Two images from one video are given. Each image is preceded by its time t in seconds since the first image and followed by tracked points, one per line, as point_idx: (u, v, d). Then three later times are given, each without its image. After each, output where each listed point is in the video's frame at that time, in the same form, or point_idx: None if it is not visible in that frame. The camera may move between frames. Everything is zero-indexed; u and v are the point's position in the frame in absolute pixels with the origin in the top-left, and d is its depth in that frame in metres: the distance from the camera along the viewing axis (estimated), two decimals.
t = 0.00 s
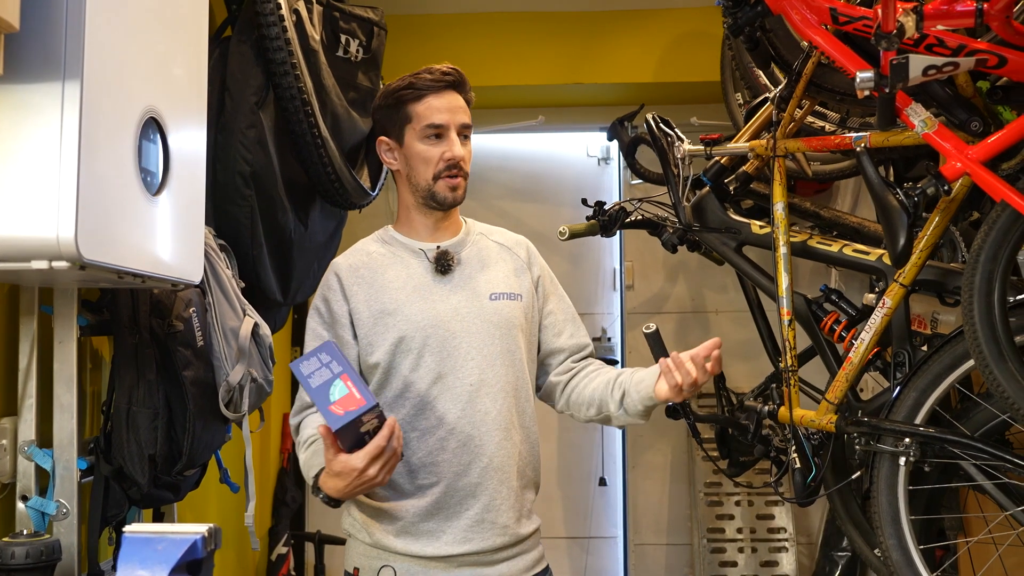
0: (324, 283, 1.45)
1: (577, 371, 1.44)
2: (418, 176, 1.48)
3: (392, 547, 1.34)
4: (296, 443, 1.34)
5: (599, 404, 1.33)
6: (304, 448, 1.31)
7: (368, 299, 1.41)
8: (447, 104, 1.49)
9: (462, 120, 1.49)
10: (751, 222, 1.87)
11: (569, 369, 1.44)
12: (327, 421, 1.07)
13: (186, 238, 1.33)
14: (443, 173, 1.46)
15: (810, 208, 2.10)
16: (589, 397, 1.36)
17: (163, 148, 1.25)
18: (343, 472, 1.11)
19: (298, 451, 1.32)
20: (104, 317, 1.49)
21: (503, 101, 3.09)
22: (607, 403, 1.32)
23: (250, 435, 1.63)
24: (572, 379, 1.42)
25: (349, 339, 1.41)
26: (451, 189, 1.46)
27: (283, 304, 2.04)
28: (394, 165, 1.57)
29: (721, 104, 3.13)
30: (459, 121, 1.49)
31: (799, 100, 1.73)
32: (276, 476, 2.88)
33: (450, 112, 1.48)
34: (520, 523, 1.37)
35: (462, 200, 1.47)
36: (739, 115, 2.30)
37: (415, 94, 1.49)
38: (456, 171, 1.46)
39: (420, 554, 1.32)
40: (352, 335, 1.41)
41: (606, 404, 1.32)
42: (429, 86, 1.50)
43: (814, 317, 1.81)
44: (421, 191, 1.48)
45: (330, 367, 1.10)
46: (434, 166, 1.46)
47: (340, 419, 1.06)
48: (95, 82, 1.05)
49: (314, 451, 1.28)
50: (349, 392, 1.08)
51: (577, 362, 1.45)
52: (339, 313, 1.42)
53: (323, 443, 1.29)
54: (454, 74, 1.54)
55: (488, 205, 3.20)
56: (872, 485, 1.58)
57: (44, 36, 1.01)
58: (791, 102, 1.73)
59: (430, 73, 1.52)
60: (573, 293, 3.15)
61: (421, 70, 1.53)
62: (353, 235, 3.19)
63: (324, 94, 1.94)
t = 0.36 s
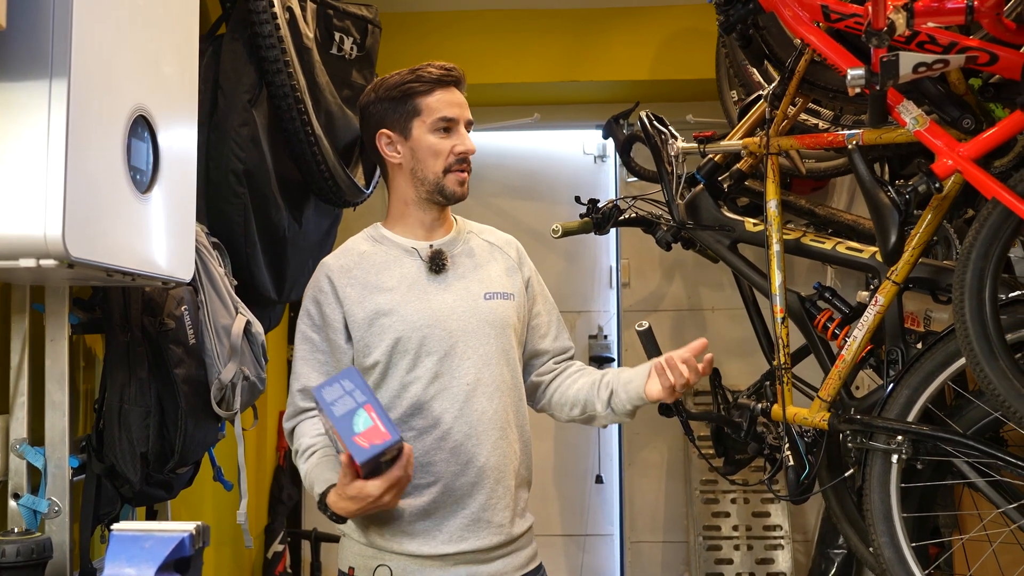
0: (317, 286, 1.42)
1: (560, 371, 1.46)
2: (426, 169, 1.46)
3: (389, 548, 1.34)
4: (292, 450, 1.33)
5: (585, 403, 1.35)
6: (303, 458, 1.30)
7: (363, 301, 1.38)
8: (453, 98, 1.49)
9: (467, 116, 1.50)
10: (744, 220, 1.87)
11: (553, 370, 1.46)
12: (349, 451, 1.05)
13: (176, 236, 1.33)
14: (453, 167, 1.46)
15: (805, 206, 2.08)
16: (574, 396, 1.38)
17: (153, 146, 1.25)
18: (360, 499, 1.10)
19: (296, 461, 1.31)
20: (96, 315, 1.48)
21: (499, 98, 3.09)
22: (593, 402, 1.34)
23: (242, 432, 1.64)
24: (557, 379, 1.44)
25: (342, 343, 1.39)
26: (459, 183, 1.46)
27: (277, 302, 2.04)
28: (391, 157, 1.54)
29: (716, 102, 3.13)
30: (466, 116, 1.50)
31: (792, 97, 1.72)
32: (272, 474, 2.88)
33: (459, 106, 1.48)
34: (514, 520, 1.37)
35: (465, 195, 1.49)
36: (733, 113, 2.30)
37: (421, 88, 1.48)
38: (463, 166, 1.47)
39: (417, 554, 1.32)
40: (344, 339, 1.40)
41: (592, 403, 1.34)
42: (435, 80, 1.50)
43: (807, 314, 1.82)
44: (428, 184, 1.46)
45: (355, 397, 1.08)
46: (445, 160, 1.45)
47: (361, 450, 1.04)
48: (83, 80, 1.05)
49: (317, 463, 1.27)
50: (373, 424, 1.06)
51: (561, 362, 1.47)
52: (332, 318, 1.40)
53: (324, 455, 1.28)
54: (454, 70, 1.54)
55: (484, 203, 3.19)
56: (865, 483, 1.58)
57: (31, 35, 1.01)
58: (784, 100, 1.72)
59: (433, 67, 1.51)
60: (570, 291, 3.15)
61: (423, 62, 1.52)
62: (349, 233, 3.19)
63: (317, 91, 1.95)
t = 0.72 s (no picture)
0: (321, 282, 1.41)
1: (552, 375, 1.47)
2: (408, 175, 1.46)
3: (397, 547, 1.33)
4: (314, 457, 1.29)
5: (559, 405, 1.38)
6: (330, 463, 1.26)
7: (370, 301, 1.38)
8: (437, 101, 1.48)
9: (452, 118, 1.48)
10: (747, 219, 1.87)
11: (546, 376, 1.48)
12: (436, 454, 1.17)
13: (178, 236, 1.33)
14: (433, 172, 1.44)
15: (808, 205, 2.08)
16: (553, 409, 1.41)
17: (153, 147, 1.25)
18: (425, 504, 1.16)
19: (320, 466, 1.27)
20: (99, 315, 1.49)
21: (502, 98, 3.09)
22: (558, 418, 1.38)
23: (245, 432, 1.64)
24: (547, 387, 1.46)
25: (350, 342, 1.37)
26: (441, 187, 1.44)
27: (281, 302, 2.04)
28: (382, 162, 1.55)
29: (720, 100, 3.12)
30: (450, 119, 1.47)
31: (794, 95, 1.72)
32: (277, 473, 2.89)
33: (440, 110, 1.47)
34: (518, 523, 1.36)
35: (452, 198, 1.46)
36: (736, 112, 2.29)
37: (405, 91, 1.47)
38: (445, 170, 1.45)
39: (425, 552, 1.32)
40: (353, 338, 1.38)
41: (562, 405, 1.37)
42: (419, 83, 1.48)
43: (810, 313, 1.81)
44: (410, 190, 1.47)
45: (439, 403, 1.21)
46: (423, 165, 1.45)
47: (448, 455, 1.17)
48: (84, 82, 1.05)
49: (348, 467, 1.24)
50: (456, 431, 1.20)
51: (556, 365, 1.48)
52: (341, 316, 1.38)
53: (354, 459, 1.25)
54: (446, 71, 1.52)
55: (489, 203, 3.19)
56: (867, 482, 1.57)
57: (32, 36, 1.02)
58: (786, 97, 1.73)
59: (420, 70, 1.50)
60: (574, 290, 3.14)
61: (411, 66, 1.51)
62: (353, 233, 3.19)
63: (321, 92, 1.95)
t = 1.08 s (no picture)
0: (323, 279, 1.43)
1: (585, 359, 1.41)
2: (401, 177, 1.47)
3: (394, 547, 1.33)
4: (304, 448, 1.30)
5: (611, 388, 1.31)
6: (318, 455, 1.27)
7: (368, 298, 1.39)
8: (427, 101, 1.47)
9: (440, 118, 1.46)
10: (753, 219, 1.86)
11: (576, 360, 1.42)
12: (410, 453, 1.15)
13: (183, 237, 1.34)
14: (421, 173, 1.44)
15: (814, 204, 2.07)
16: (600, 387, 1.33)
17: (158, 148, 1.26)
18: (399, 503, 1.15)
19: (309, 459, 1.28)
20: (105, 315, 1.50)
21: (509, 98, 3.09)
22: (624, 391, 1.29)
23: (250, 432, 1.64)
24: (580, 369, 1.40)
25: (349, 338, 1.38)
26: (430, 188, 1.44)
27: (288, 302, 2.05)
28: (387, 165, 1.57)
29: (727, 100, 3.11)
30: (438, 118, 1.46)
31: (801, 95, 1.71)
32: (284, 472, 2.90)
33: (427, 110, 1.46)
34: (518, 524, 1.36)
35: (445, 199, 1.45)
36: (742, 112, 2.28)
37: (396, 94, 1.48)
38: (434, 171, 1.44)
39: (422, 553, 1.32)
40: (351, 335, 1.39)
41: (619, 387, 1.30)
42: (410, 84, 1.48)
43: (815, 313, 1.81)
44: (403, 192, 1.47)
45: (420, 403, 1.19)
46: (412, 167, 1.45)
47: (422, 455, 1.15)
48: (88, 84, 1.06)
49: (334, 460, 1.25)
50: (434, 432, 1.17)
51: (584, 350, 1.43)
52: (339, 312, 1.39)
53: (342, 453, 1.27)
54: (441, 71, 1.51)
55: (496, 203, 3.19)
56: (873, 483, 1.56)
57: (37, 39, 1.03)
58: (791, 98, 1.71)
59: (415, 72, 1.50)
60: (581, 290, 3.14)
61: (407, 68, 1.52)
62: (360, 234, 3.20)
63: (326, 93, 1.96)
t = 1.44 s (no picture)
0: (323, 280, 1.44)
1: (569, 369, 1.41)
2: (412, 184, 1.44)
3: (388, 549, 1.34)
4: (298, 446, 1.33)
5: (581, 399, 1.33)
6: (312, 455, 1.31)
7: (365, 300, 1.40)
8: (446, 111, 1.43)
9: (458, 129, 1.43)
10: (752, 221, 1.86)
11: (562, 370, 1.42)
12: (395, 458, 1.16)
13: (182, 240, 1.34)
14: (435, 183, 1.41)
15: (813, 206, 2.06)
16: (573, 394, 1.36)
17: (155, 151, 1.26)
18: (385, 506, 1.17)
19: (302, 457, 1.32)
20: (104, 318, 1.50)
21: (510, 100, 3.09)
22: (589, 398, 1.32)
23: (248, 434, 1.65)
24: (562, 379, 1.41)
25: (345, 340, 1.39)
26: (443, 199, 1.42)
27: (289, 304, 2.06)
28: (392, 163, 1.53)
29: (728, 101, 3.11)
30: (456, 130, 1.42)
31: (798, 96, 1.71)
32: (286, 473, 2.91)
33: (446, 120, 1.42)
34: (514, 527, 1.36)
35: (455, 210, 1.43)
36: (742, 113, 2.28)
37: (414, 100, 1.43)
38: (448, 182, 1.42)
39: (417, 556, 1.32)
40: (348, 337, 1.40)
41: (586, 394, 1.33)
42: (429, 92, 1.43)
43: (814, 314, 1.80)
44: (413, 198, 1.44)
45: (406, 407, 1.20)
46: (425, 176, 1.42)
47: (406, 459, 1.16)
48: (85, 88, 1.06)
49: (325, 461, 1.29)
50: (420, 437, 1.18)
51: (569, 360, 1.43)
52: (337, 314, 1.40)
53: (334, 455, 1.30)
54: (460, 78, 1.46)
55: (497, 204, 3.20)
56: (871, 484, 1.56)
57: (34, 43, 1.03)
58: (790, 99, 1.72)
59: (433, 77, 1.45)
60: (582, 291, 3.14)
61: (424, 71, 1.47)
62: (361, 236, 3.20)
63: (326, 96, 1.97)
